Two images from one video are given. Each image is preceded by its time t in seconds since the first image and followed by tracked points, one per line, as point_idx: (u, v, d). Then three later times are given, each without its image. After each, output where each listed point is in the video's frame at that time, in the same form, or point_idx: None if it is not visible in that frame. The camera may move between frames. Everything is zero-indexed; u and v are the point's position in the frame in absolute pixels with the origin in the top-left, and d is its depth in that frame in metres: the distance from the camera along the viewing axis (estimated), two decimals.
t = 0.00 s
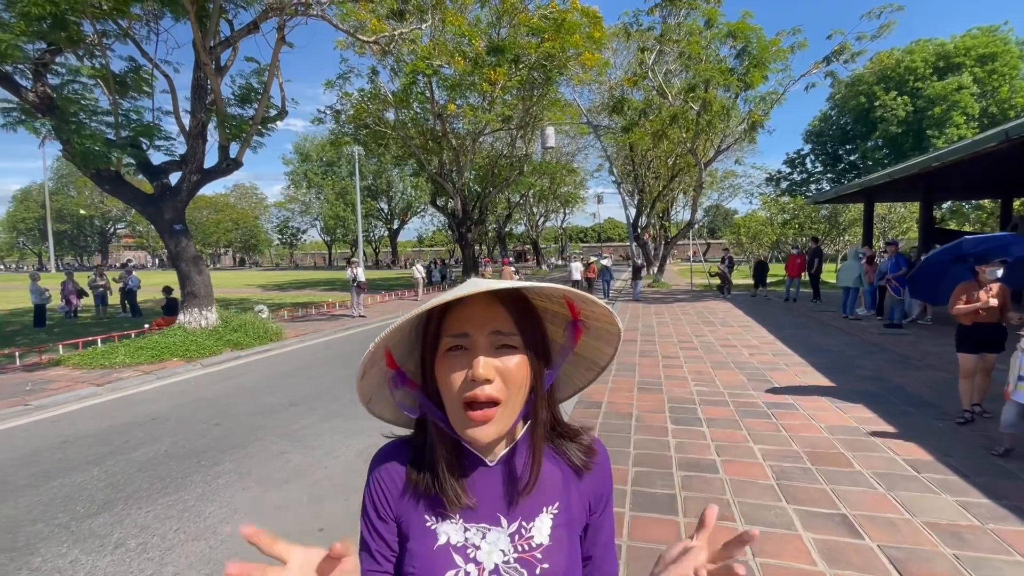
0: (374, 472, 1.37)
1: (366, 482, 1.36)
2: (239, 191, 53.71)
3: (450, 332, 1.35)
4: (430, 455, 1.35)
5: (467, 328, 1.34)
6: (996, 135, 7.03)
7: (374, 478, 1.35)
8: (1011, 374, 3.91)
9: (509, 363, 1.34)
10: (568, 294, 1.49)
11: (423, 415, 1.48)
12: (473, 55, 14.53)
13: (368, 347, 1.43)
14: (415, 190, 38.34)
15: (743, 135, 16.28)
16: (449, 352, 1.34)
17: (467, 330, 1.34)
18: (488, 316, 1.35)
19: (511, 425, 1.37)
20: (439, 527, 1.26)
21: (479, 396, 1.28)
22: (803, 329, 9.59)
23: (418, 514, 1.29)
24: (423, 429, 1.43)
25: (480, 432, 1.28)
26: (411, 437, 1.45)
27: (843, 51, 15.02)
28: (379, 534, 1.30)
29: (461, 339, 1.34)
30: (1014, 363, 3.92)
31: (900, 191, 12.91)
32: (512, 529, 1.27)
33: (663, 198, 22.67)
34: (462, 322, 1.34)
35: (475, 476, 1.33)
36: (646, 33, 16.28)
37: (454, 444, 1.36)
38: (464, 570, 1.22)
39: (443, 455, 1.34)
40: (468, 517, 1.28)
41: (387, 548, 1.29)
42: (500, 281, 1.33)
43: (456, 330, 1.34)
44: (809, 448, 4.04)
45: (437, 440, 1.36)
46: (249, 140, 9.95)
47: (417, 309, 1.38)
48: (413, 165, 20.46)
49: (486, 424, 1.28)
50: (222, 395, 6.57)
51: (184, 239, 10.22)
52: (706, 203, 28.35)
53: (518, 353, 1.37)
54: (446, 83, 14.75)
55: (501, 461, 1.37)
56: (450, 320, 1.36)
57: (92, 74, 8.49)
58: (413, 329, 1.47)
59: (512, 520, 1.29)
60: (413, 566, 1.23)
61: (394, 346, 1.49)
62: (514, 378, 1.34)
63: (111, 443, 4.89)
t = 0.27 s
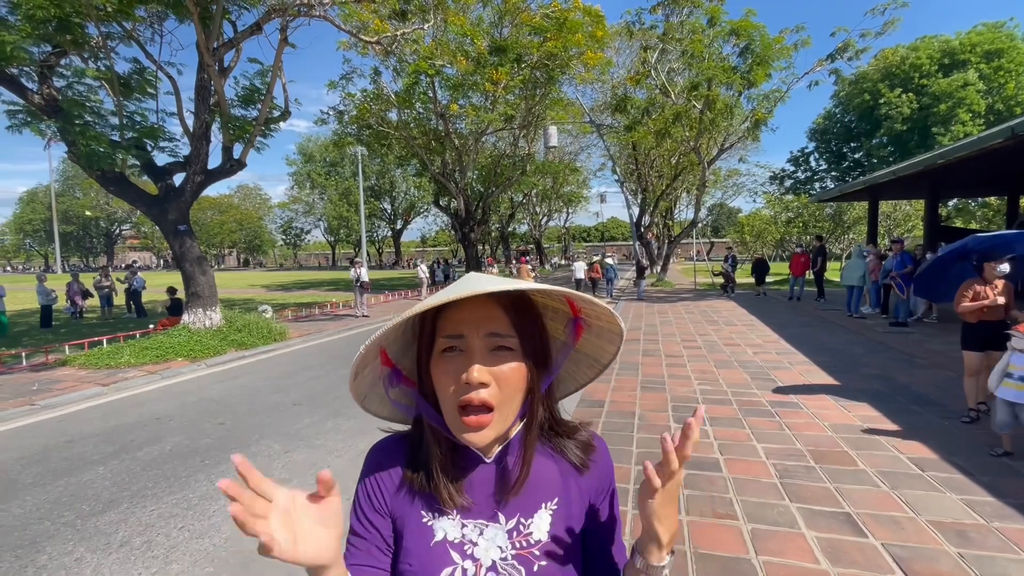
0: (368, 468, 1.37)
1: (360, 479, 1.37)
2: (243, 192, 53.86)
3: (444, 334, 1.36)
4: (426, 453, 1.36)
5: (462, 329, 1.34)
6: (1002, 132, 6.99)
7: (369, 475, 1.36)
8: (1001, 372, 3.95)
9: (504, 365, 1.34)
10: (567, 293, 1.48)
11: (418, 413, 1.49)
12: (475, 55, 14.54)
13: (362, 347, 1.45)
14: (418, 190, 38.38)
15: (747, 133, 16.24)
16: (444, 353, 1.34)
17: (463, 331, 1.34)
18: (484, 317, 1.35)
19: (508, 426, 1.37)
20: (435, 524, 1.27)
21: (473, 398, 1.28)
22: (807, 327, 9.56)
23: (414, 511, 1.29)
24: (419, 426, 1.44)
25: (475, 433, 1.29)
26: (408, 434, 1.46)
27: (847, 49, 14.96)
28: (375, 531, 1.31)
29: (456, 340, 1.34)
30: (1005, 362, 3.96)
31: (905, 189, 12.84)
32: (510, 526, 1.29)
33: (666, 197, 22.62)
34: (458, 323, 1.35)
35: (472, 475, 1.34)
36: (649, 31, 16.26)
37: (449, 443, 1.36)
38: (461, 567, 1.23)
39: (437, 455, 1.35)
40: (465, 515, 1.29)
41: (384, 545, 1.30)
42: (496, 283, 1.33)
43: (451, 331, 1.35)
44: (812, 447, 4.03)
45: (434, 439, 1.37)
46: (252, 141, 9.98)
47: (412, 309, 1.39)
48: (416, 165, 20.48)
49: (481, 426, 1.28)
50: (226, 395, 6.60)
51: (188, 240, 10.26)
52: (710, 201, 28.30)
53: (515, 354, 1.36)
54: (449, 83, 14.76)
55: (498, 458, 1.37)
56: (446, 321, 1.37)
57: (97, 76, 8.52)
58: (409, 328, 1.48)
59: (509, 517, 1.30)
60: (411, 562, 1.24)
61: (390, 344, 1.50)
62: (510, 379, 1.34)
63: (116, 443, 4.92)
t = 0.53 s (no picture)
0: (371, 464, 1.38)
1: (363, 476, 1.37)
2: (248, 191, 54.07)
3: (449, 325, 1.36)
4: (429, 449, 1.36)
5: (467, 320, 1.34)
6: (1009, 130, 6.95)
7: (372, 472, 1.36)
8: (998, 372, 3.95)
9: (510, 356, 1.34)
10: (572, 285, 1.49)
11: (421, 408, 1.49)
12: (480, 54, 14.56)
13: (366, 339, 1.45)
14: (422, 189, 38.44)
15: (751, 132, 16.20)
16: (448, 344, 1.34)
17: (468, 322, 1.35)
18: (489, 308, 1.36)
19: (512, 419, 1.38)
20: (436, 519, 1.27)
21: (478, 388, 1.29)
22: (811, 327, 9.54)
23: (415, 506, 1.29)
24: (422, 422, 1.44)
25: (480, 426, 1.29)
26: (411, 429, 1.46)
27: (853, 47, 14.89)
28: (376, 528, 1.31)
29: (461, 331, 1.35)
30: (1001, 362, 3.97)
31: (912, 188, 12.78)
32: (512, 522, 1.28)
33: (670, 196, 22.60)
34: (463, 314, 1.35)
35: (474, 471, 1.35)
36: (653, 30, 16.25)
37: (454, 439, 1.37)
38: (461, 563, 1.22)
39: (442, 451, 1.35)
40: (466, 510, 1.29)
41: (385, 540, 1.29)
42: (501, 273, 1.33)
43: (456, 322, 1.36)
44: (816, 446, 4.03)
45: (436, 434, 1.37)
46: (258, 141, 10.01)
47: (417, 300, 1.40)
48: (420, 164, 20.52)
49: (486, 420, 1.29)
50: (231, 392, 6.63)
51: (194, 239, 10.31)
52: (715, 200, 28.24)
53: (519, 346, 1.37)
54: (453, 82, 14.78)
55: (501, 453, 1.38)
56: (451, 313, 1.37)
57: (103, 76, 8.57)
58: (413, 322, 1.48)
59: (511, 513, 1.29)
60: (411, 558, 1.23)
61: (393, 337, 1.51)
62: (515, 372, 1.34)
63: (123, 440, 4.95)
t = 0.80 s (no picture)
0: (378, 462, 1.38)
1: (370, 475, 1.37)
2: (255, 189, 54.28)
3: (461, 319, 1.35)
4: (438, 447, 1.36)
5: (480, 314, 1.33)
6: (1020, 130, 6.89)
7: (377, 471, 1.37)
8: (1007, 375, 3.93)
9: (523, 352, 1.33)
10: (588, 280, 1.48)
11: (431, 404, 1.50)
12: (486, 53, 14.56)
13: (376, 332, 1.45)
14: (428, 188, 38.47)
15: (759, 131, 16.13)
16: (460, 339, 1.34)
17: (481, 316, 1.34)
18: (503, 303, 1.35)
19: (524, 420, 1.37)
20: (442, 522, 1.28)
21: (490, 384, 1.26)
22: (818, 328, 9.50)
23: (421, 508, 1.30)
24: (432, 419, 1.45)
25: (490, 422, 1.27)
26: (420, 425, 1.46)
27: (863, 45, 14.77)
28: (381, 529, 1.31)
29: (473, 326, 1.34)
30: (1010, 365, 3.94)
31: (921, 188, 12.68)
32: (519, 526, 1.28)
33: (677, 196, 22.51)
34: (476, 308, 1.34)
35: (484, 470, 1.35)
36: (661, 29, 16.17)
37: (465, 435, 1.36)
38: (465, 567, 1.23)
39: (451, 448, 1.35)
40: (472, 511, 1.29)
41: (389, 541, 1.30)
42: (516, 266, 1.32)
43: (469, 316, 1.35)
44: (822, 447, 4.01)
45: (446, 432, 1.37)
46: (265, 139, 10.03)
47: (430, 293, 1.39)
48: (426, 163, 20.55)
49: (496, 417, 1.27)
50: (237, 388, 6.66)
51: (201, 236, 10.36)
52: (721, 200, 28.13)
53: (533, 342, 1.35)
54: (459, 81, 14.78)
55: (512, 454, 1.37)
56: (463, 307, 1.37)
57: (113, 74, 8.62)
58: (425, 315, 1.48)
59: (519, 517, 1.29)
60: (415, 561, 1.25)
61: (403, 330, 1.50)
62: (528, 368, 1.32)
63: (130, 434, 4.98)
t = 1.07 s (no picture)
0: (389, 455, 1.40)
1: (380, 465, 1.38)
2: (264, 186, 54.57)
3: (469, 310, 1.36)
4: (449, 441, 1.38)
5: (487, 306, 1.34)
6: None
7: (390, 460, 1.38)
8: None
9: (531, 343, 1.33)
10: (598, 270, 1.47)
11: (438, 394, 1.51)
12: (494, 50, 14.56)
13: (384, 323, 1.46)
14: (436, 186, 38.54)
15: (769, 130, 16.03)
16: (468, 331, 1.34)
17: (488, 307, 1.34)
18: (512, 294, 1.35)
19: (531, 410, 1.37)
20: (447, 515, 1.27)
21: (499, 374, 1.27)
22: (827, 328, 9.44)
23: (428, 501, 1.30)
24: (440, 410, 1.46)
25: (498, 413, 1.27)
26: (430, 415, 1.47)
27: (876, 43, 14.64)
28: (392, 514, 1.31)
29: (481, 317, 1.34)
30: None
31: (933, 188, 12.55)
32: (525, 521, 1.26)
33: (685, 195, 22.43)
34: (485, 299, 1.34)
35: (491, 461, 1.35)
36: (670, 26, 16.08)
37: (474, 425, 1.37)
38: (470, 562, 1.22)
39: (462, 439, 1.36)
40: (478, 504, 1.28)
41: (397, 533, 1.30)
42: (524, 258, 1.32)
43: (477, 306, 1.35)
44: (831, 447, 3.98)
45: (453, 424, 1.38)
46: (274, 135, 10.08)
47: (438, 284, 1.39)
48: (434, 161, 20.59)
49: (504, 407, 1.27)
50: (245, 383, 6.70)
51: (211, 232, 10.42)
52: (730, 200, 27.99)
53: (540, 335, 1.36)
54: (468, 78, 14.80)
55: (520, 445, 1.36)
56: (471, 297, 1.37)
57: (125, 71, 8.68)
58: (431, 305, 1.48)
59: (525, 511, 1.27)
60: (420, 553, 1.24)
61: (409, 320, 1.51)
62: (537, 361, 1.32)
63: (140, 426, 5.02)
